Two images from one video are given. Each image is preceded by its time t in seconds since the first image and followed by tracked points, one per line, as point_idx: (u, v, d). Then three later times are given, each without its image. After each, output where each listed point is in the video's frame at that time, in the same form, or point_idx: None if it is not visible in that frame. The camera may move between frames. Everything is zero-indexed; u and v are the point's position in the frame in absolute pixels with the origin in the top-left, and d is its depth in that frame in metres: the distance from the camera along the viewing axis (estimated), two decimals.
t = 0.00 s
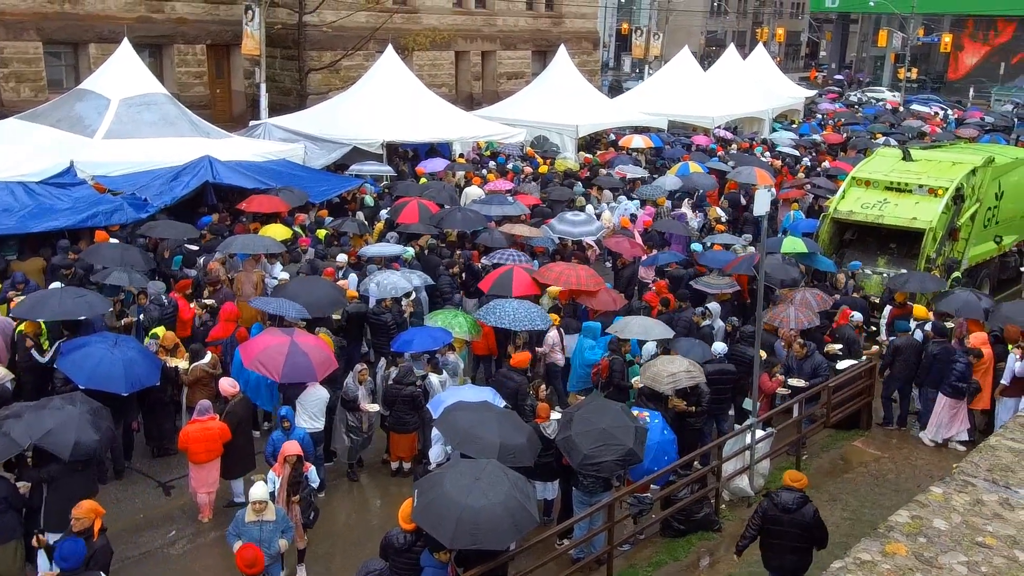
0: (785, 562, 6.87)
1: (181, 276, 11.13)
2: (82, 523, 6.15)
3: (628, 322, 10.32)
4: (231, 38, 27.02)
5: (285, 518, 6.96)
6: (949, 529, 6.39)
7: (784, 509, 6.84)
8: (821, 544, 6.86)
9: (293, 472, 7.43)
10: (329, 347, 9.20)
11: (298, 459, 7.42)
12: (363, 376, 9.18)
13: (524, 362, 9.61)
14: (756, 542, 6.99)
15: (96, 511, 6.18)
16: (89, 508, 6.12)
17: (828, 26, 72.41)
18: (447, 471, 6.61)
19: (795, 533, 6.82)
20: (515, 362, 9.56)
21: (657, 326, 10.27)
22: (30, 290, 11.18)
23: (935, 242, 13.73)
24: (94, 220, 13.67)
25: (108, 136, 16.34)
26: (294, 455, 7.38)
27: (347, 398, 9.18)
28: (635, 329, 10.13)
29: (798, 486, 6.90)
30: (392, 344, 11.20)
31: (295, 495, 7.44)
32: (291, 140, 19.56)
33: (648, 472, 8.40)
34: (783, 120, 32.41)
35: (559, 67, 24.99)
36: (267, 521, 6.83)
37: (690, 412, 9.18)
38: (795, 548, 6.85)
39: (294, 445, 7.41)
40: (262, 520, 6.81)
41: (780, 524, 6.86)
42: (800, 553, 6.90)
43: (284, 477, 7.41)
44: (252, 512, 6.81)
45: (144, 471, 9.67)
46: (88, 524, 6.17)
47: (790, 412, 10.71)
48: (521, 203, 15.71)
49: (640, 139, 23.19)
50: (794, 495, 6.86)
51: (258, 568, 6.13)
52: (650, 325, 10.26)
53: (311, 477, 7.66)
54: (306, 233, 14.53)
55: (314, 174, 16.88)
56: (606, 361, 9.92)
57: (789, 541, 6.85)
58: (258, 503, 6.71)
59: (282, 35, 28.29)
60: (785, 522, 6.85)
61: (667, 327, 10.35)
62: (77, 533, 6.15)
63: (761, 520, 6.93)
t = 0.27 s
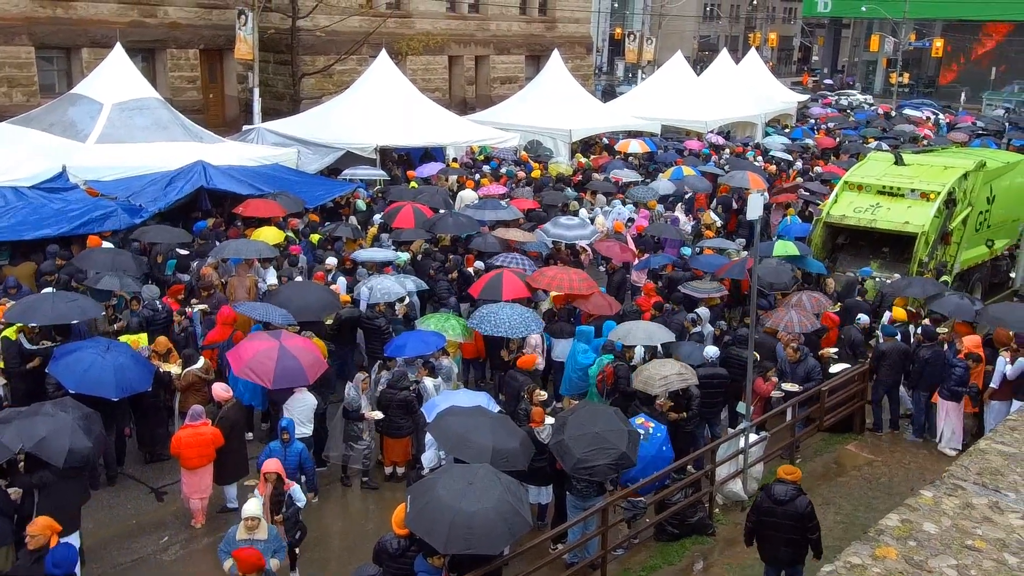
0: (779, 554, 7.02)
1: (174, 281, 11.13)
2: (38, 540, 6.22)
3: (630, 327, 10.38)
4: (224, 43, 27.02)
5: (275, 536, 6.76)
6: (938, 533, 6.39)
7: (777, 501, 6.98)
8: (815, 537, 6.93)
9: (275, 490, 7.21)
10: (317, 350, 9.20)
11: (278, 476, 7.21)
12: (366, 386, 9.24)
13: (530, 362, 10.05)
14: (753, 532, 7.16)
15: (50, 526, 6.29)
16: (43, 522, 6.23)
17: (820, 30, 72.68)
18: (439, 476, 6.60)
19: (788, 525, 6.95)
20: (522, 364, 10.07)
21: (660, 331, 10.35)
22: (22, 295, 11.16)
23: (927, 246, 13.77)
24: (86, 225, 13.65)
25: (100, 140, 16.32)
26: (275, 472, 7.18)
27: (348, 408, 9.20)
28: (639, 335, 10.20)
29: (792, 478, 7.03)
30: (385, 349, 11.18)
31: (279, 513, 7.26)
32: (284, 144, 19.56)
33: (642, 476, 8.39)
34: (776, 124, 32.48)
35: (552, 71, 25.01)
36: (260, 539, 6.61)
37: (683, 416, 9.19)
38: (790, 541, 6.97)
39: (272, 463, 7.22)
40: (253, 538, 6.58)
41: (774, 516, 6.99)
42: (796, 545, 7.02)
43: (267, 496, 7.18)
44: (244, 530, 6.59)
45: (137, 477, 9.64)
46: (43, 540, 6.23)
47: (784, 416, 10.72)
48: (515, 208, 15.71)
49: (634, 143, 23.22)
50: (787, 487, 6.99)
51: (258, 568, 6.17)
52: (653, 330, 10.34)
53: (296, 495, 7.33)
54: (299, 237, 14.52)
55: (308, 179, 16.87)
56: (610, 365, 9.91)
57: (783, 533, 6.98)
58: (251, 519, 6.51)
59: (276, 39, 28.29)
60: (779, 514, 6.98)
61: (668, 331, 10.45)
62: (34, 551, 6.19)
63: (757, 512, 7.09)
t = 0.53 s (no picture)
0: (778, 549, 7.16)
1: (167, 286, 11.12)
2: None
3: (632, 331, 10.48)
4: (217, 48, 27.01)
5: (269, 551, 6.61)
6: (928, 537, 6.40)
7: (778, 497, 7.11)
8: (812, 536, 7.05)
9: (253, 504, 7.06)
10: (306, 354, 9.18)
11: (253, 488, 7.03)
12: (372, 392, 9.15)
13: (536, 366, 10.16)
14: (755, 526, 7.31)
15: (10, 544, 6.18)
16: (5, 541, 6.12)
17: (813, 36, 72.93)
18: (433, 482, 6.58)
19: (788, 521, 7.07)
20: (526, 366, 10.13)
21: (661, 334, 10.44)
22: (14, 301, 11.12)
23: (920, 250, 13.80)
24: (79, 230, 13.62)
25: (93, 146, 16.29)
26: (251, 484, 7.00)
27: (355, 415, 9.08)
28: (642, 339, 10.29)
29: (796, 477, 7.13)
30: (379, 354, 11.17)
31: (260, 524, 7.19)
32: (278, 149, 19.55)
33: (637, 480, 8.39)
34: (769, 129, 32.55)
35: (546, 76, 25.04)
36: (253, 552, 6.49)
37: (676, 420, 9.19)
38: (789, 537, 7.09)
39: (249, 476, 7.01)
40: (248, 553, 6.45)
41: (774, 510, 7.14)
42: (794, 542, 7.15)
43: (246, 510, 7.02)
44: (239, 545, 6.45)
45: (130, 483, 9.62)
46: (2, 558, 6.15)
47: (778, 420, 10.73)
48: (509, 213, 15.71)
49: (629, 148, 23.25)
50: (789, 485, 7.11)
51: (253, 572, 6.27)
52: (655, 334, 10.43)
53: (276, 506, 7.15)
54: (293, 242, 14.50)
55: (302, 184, 16.87)
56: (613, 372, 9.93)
57: (783, 529, 7.11)
58: (244, 535, 6.37)
59: (269, 44, 28.28)
60: (780, 510, 7.11)
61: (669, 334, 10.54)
62: None
63: (760, 506, 7.24)
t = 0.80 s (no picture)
0: (784, 543, 7.19)
1: (161, 291, 11.12)
2: None
3: (635, 335, 10.48)
4: (212, 53, 27.02)
5: (257, 569, 6.56)
6: (921, 542, 6.40)
7: (789, 492, 7.16)
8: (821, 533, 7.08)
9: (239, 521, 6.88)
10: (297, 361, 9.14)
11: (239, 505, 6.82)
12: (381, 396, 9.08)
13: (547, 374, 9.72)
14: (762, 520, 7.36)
15: None
16: None
17: (807, 40, 73.15)
18: (429, 488, 6.56)
19: (797, 516, 7.12)
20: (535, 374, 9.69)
21: (665, 338, 10.46)
22: (8, 307, 11.10)
23: (914, 254, 13.82)
24: (73, 235, 13.59)
25: (88, 150, 16.27)
26: (237, 503, 6.79)
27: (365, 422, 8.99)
28: (647, 343, 10.29)
29: (808, 473, 7.17)
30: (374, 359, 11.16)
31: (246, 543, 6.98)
32: (273, 154, 19.54)
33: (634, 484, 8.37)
34: (763, 133, 32.62)
35: (541, 80, 25.06)
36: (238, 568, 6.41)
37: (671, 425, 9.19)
38: (795, 532, 7.14)
39: (235, 494, 6.81)
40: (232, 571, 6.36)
41: (783, 505, 7.19)
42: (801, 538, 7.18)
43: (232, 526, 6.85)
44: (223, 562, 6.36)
45: (125, 488, 9.59)
46: None
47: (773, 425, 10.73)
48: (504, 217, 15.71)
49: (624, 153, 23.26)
50: (801, 481, 7.15)
51: None
52: (659, 338, 10.44)
53: (262, 525, 6.94)
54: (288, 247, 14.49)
55: (297, 189, 16.86)
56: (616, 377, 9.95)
57: (790, 524, 7.15)
58: (228, 553, 6.29)
59: (264, 49, 28.29)
60: (790, 505, 7.16)
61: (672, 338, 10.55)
62: None
63: (769, 501, 7.29)
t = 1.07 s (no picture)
0: (792, 541, 7.20)
1: (161, 297, 11.10)
2: None
3: (642, 341, 10.42)
4: (213, 59, 27.07)
5: None
6: (923, 548, 6.40)
7: (793, 491, 7.19)
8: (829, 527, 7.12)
9: (232, 538, 6.81)
10: (295, 366, 9.11)
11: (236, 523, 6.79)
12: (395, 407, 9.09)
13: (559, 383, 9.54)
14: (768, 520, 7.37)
15: None
16: None
17: (807, 47, 73.26)
18: (429, 494, 6.54)
19: (804, 514, 7.14)
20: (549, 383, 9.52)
21: (673, 345, 10.40)
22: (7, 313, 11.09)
23: (914, 261, 13.83)
24: (73, 240, 13.60)
25: (88, 156, 16.28)
26: (233, 519, 6.78)
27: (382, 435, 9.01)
28: (654, 350, 10.23)
29: (810, 471, 7.18)
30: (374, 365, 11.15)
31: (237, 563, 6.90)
32: (274, 160, 19.56)
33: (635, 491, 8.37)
34: (763, 140, 32.67)
35: (541, 87, 25.10)
36: None
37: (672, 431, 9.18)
38: (802, 529, 7.16)
39: (230, 510, 6.77)
40: None
41: (789, 505, 7.20)
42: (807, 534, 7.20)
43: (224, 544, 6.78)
44: None
45: (124, 494, 9.58)
46: None
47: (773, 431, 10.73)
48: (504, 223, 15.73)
49: (624, 159, 23.28)
50: (803, 479, 7.18)
51: None
52: (666, 344, 10.40)
53: (255, 545, 6.85)
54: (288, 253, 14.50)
55: (297, 195, 16.87)
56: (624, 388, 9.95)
57: (797, 523, 7.17)
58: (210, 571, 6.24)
59: (264, 55, 28.33)
60: (795, 505, 7.18)
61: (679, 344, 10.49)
62: None
63: (774, 501, 7.30)
